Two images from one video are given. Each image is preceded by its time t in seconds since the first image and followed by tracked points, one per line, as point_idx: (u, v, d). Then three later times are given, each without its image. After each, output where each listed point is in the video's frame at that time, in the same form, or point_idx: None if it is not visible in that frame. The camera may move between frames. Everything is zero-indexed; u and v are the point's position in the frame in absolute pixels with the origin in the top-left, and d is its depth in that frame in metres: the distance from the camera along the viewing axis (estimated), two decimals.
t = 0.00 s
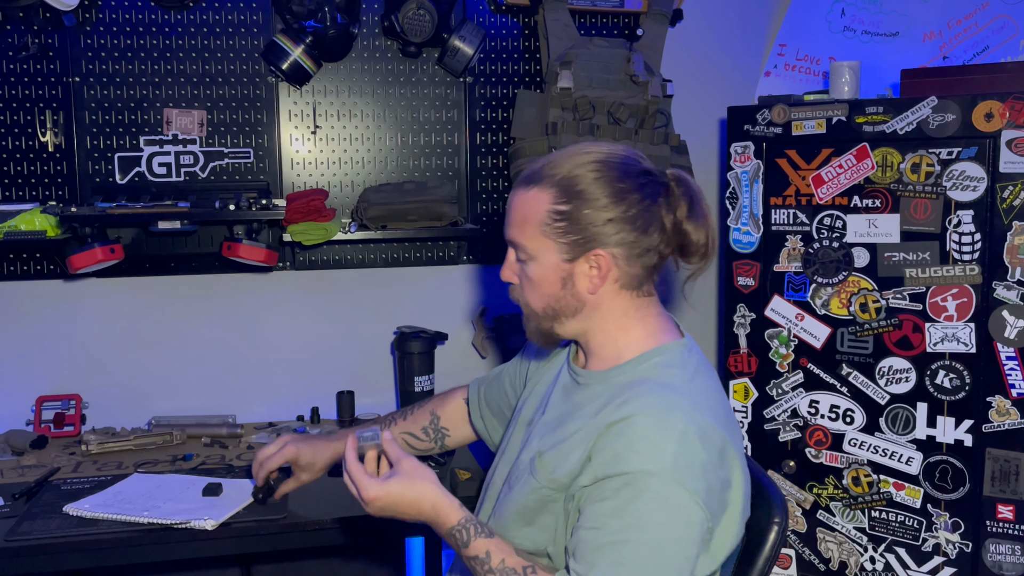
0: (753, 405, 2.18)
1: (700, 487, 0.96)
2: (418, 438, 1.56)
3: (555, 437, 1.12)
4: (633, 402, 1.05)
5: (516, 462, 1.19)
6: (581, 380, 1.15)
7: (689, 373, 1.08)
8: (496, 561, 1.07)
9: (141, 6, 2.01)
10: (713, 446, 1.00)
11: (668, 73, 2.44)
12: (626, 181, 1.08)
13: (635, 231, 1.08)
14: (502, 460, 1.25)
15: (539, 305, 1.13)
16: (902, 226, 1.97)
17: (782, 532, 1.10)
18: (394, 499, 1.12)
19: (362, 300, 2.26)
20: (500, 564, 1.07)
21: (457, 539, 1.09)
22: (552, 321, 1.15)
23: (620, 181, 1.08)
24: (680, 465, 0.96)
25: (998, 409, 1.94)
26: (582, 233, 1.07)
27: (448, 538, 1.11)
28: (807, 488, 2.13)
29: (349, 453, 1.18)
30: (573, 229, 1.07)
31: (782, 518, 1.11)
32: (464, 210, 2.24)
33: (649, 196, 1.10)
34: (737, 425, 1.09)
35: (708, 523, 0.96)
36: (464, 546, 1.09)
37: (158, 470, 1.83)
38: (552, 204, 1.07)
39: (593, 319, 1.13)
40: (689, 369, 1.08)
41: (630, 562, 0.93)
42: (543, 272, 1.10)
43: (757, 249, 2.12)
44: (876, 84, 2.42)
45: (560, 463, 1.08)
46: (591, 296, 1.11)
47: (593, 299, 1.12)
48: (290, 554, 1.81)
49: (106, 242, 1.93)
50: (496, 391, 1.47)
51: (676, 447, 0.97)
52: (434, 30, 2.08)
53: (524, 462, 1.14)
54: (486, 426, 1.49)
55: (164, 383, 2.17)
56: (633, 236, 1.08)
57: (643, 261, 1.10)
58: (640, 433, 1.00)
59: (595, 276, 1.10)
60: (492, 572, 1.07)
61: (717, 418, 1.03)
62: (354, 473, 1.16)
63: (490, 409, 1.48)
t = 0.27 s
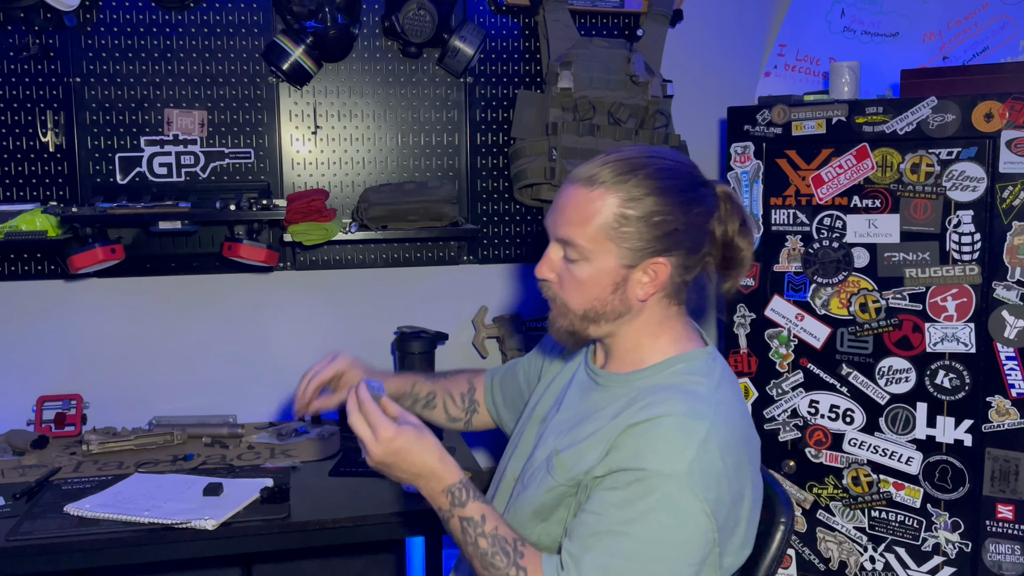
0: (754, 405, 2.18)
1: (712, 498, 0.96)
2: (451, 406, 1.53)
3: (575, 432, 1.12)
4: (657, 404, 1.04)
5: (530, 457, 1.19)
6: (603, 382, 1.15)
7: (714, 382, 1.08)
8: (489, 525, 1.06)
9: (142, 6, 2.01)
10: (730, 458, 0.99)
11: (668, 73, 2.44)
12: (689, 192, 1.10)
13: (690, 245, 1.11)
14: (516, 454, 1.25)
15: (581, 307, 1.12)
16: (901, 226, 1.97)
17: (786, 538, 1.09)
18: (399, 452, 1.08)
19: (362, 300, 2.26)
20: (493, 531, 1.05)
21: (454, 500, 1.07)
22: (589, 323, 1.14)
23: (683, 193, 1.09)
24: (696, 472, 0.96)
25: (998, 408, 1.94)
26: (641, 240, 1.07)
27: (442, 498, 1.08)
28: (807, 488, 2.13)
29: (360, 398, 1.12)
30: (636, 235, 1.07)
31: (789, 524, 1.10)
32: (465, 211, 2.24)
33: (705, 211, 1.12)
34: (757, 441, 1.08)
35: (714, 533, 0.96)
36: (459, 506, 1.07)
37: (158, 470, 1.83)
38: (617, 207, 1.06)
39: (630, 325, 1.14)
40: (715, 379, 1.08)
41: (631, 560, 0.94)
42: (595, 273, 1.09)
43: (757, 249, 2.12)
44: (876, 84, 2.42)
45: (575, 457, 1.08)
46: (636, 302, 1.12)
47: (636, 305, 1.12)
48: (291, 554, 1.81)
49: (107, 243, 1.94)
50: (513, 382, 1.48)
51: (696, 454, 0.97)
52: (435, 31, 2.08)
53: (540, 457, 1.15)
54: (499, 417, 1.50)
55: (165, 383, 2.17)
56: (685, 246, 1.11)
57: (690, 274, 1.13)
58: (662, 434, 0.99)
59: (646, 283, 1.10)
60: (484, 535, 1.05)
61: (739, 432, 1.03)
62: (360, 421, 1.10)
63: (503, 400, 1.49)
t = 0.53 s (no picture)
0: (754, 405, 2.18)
1: (713, 495, 0.96)
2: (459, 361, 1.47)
3: (586, 421, 1.13)
4: (669, 397, 1.05)
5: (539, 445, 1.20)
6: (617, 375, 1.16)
7: (729, 383, 1.08)
8: (488, 491, 1.07)
9: (143, 7, 2.01)
10: (736, 458, 0.99)
11: (668, 74, 2.44)
12: (735, 198, 1.13)
13: (728, 250, 1.14)
14: (524, 443, 1.26)
15: (606, 293, 1.14)
16: (901, 226, 1.98)
17: (788, 541, 1.10)
18: (415, 407, 1.06)
19: (361, 301, 2.26)
20: (489, 496, 1.06)
21: (455, 462, 1.08)
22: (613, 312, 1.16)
23: (731, 198, 1.12)
24: (700, 466, 0.96)
25: (998, 408, 1.94)
26: (675, 236, 1.10)
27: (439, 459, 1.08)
28: (807, 488, 2.13)
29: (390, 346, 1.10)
30: (675, 230, 1.10)
31: (791, 529, 1.10)
32: (465, 211, 2.24)
33: (747, 219, 1.15)
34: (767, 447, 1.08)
35: (711, 530, 0.96)
36: (458, 469, 1.08)
37: (159, 470, 1.83)
38: (661, 200, 1.09)
39: (652, 320, 1.15)
40: (728, 379, 1.08)
41: (626, 547, 0.95)
42: (627, 259, 1.12)
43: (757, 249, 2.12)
44: (877, 84, 2.42)
45: (582, 445, 1.08)
46: (662, 297, 1.14)
47: (661, 300, 1.14)
48: (291, 554, 1.82)
49: (108, 243, 1.94)
50: (512, 354, 1.46)
51: (703, 449, 0.97)
52: (435, 31, 2.08)
53: (549, 445, 1.15)
54: (493, 387, 1.48)
55: (166, 383, 2.17)
56: (719, 252, 1.13)
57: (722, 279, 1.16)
58: (673, 425, 1.00)
59: (674, 279, 1.12)
60: (481, 499, 1.06)
61: (750, 435, 1.03)
62: (384, 366, 1.08)
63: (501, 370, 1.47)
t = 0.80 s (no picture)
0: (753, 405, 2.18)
1: (702, 495, 0.96)
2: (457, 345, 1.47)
3: (581, 417, 1.13)
4: (663, 396, 1.05)
5: (535, 442, 1.20)
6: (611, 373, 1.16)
7: (725, 384, 1.08)
8: (476, 480, 1.08)
9: (144, 7, 2.02)
10: (728, 458, 0.99)
11: (669, 74, 2.44)
12: (739, 200, 1.13)
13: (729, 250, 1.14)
14: (522, 440, 1.26)
15: (605, 288, 1.14)
16: (901, 226, 1.98)
17: (783, 543, 1.10)
18: (414, 395, 1.07)
19: (362, 300, 2.26)
20: (479, 486, 1.07)
21: (445, 450, 1.09)
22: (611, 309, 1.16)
23: (734, 198, 1.12)
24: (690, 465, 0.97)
25: (998, 408, 1.94)
26: (677, 236, 1.10)
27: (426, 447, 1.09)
28: (807, 488, 2.13)
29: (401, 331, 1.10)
30: (680, 229, 1.10)
31: (785, 532, 1.10)
32: (466, 211, 2.24)
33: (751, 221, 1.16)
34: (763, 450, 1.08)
35: (700, 529, 0.96)
36: (449, 457, 1.09)
37: (160, 470, 1.83)
38: (667, 199, 1.09)
39: (649, 319, 1.16)
40: (724, 380, 1.08)
41: (613, 543, 0.95)
42: (629, 256, 1.13)
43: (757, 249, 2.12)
44: (877, 85, 2.43)
45: (577, 442, 1.09)
46: (662, 296, 1.14)
47: (660, 299, 1.14)
48: (291, 554, 1.82)
49: (109, 243, 1.94)
50: (512, 340, 1.46)
51: (693, 448, 0.97)
52: (436, 31, 2.08)
53: (545, 442, 1.16)
54: (493, 372, 1.49)
55: (167, 383, 2.17)
56: (722, 254, 1.14)
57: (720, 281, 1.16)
58: (664, 424, 1.00)
59: (674, 278, 1.13)
60: (469, 488, 1.07)
61: (745, 436, 1.03)
62: (389, 351, 1.07)
63: (500, 356, 1.47)
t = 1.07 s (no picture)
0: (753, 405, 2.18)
1: (694, 495, 0.96)
2: (452, 341, 1.48)
3: (579, 417, 1.13)
4: (657, 396, 1.05)
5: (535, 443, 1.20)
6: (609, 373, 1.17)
7: (720, 384, 1.08)
8: (470, 481, 1.08)
9: (144, 7, 2.02)
10: (722, 458, 0.99)
11: (669, 74, 2.44)
12: (732, 198, 1.13)
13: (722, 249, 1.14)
14: (523, 442, 1.26)
15: (601, 289, 1.15)
16: (902, 227, 1.98)
17: (783, 545, 1.10)
18: (401, 399, 1.08)
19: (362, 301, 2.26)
20: (471, 487, 1.08)
21: (437, 453, 1.10)
22: (607, 309, 1.16)
23: (726, 196, 1.13)
24: (681, 465, 0.97)
25: (998, 408, 1.94)
26: (671, 235, 1.11)
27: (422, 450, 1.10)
28: (807, 488, 2.14)
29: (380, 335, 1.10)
30: (672, 228, 1.10)
31: (785, 535, 1.10)
32: (466, 211, 2.24)
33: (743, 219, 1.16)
34: (761, 450, 1.08)
35: (694, 529, 0.97)
36: (442, 460, 1.10)
37: (161, 470, 1.84)
38: (658, 198, 1.10)
39: (648, 318, 1.16)
40: (719, 381, 1.08)
41: (605, 541, 0.95)
42: (622, 256, 1.13)
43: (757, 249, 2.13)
44: (877, 85, 2.43)
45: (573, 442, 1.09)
46: (657, 295, 1.14)
47: (656, 298, 1.14)
48: (292, 554, 1.82)
49: (110, 243, 1.94)
50: (518, 343, 1.46)
51: (685, 448, 0.98)
52: (436, 32, 2.09)
53: (544, 443, 1.16)
54: (495, 376, 1.49)
55: (167, 383, 2.18)
56: (716, 252, 1.14)
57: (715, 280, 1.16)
58: (657, 423, 1.01)
59: (669, 278, 1.13)
60: (463, 490, 1.08)
61: (740, 437, 1.02)
62: (372, 360, 1.08)
63: (504, 359, 1.47)
